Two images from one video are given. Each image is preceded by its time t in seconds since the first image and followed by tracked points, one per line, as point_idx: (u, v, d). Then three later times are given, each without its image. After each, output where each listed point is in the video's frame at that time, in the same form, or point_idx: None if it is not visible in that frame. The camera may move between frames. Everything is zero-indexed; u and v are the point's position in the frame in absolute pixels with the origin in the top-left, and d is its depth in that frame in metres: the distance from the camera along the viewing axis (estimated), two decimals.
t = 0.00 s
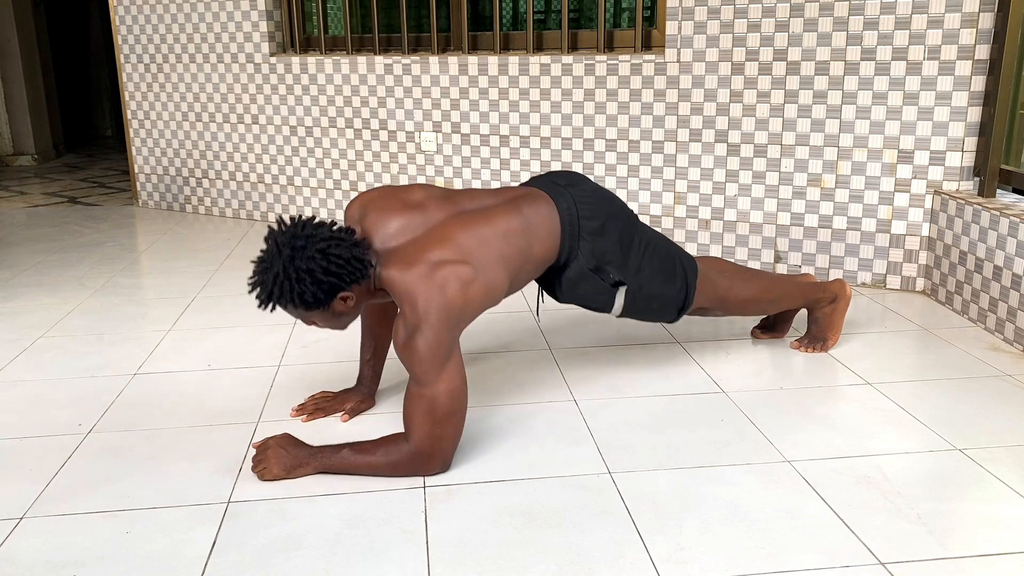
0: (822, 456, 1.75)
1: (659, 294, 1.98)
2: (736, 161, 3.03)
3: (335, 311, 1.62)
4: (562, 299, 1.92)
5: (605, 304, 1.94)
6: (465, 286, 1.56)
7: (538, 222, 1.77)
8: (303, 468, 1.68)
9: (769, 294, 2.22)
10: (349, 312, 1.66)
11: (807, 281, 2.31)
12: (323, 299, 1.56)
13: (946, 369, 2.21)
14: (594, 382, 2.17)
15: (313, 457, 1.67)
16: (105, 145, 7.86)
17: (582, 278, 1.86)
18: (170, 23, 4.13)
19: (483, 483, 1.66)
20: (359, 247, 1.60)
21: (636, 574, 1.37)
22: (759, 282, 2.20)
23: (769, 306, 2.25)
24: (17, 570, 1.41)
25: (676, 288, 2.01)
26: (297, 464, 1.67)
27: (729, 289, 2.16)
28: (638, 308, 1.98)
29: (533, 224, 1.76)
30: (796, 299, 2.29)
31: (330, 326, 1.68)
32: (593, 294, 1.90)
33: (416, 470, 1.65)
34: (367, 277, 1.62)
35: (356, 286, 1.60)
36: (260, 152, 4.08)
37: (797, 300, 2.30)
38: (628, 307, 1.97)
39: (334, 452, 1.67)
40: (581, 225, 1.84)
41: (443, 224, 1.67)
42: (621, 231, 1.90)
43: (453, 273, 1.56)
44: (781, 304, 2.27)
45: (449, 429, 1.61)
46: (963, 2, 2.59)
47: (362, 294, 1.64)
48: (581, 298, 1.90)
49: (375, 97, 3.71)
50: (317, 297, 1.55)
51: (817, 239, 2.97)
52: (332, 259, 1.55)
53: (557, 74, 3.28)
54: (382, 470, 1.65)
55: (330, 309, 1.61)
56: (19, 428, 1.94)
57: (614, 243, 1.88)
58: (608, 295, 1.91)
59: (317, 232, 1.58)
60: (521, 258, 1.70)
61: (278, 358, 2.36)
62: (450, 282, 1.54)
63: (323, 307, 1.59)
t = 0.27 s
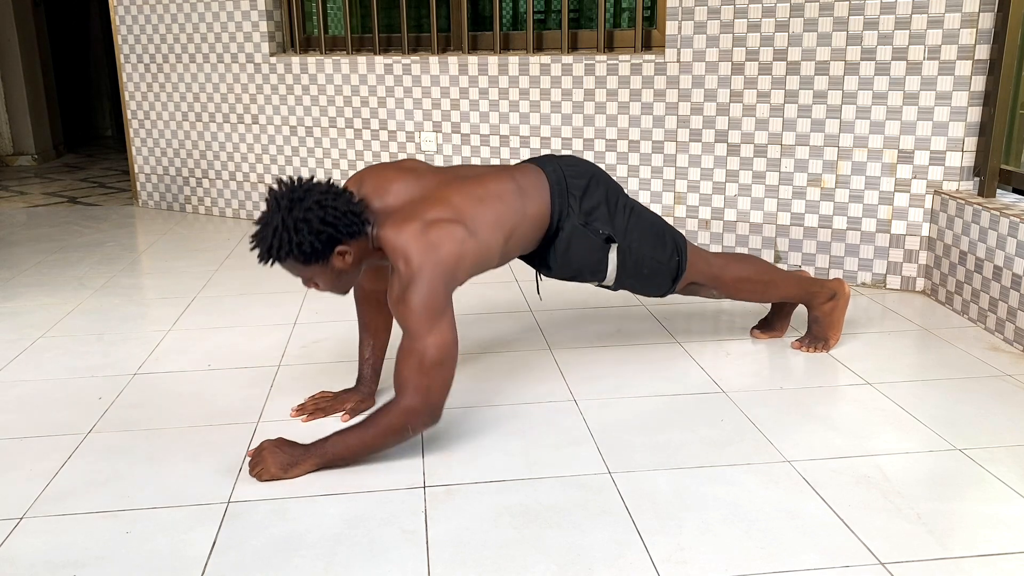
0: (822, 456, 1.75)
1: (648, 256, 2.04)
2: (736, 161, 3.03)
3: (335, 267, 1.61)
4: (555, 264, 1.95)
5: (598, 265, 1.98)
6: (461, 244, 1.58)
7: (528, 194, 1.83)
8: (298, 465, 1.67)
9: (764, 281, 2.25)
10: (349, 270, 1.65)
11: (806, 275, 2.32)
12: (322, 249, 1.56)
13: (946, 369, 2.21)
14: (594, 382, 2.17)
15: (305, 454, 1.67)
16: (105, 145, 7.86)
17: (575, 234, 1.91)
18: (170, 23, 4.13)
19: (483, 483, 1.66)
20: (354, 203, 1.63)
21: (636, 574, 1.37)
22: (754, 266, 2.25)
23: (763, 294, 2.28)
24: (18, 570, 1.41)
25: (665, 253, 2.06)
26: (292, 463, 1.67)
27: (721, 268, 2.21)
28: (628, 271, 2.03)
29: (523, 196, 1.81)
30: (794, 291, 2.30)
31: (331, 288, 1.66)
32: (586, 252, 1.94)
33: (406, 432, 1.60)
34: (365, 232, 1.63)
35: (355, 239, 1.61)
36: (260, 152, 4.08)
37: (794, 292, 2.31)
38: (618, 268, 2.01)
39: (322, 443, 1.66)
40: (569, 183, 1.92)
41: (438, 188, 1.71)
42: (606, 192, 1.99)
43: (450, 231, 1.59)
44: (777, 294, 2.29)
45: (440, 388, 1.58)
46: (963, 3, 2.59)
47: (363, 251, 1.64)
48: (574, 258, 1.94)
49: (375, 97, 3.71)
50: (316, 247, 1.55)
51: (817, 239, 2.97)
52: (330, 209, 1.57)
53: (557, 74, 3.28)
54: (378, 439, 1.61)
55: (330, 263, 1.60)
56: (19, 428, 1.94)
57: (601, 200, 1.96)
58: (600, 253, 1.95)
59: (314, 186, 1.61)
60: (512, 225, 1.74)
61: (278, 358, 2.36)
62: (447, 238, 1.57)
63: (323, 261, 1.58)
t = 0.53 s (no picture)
0: (822, 456, 1.75)
1: (649, 229, 2.04)
2: (736, 161, 3.03)
3: (349, 208, 1.63)
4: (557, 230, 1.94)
5: (601, 232, 1.98)
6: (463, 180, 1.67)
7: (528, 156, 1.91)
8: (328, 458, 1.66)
9: (760, 272, 2.26)
10: (361, 216, 1.66)
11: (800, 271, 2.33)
12: (337, 181, 1.58)
13: (946, 369, 2.20)
14: (593, 382, 2.17)
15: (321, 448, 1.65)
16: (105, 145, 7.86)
17: (576, 198, 1.93)
18: (170, 23, 4.13)
19: (483, 483, 1.66)
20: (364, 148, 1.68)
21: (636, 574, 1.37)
22: (750, 256, 2.25)
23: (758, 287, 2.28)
24: (18, 569, 1.41)
25: (666, 229, 2.07)
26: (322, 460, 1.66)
27: (717, 255, 2.22)
28: (631, 242, 2.03)
29: (524, 158, 1.89)
30: (788, 285, 2.30)
31: (341, 238, 1.67)
32: (589, 216, 1.95)
33: (432, 347, 1.55)
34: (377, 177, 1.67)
35: (368, 178, 1.64)
36: (260, 152, 4.08)
37: (788, 286, 2.31)
38: (621, 239, 2.01)
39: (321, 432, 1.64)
40: (567, 152, 1.97)
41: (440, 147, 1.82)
42: (603, 164, 2.03)
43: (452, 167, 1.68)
44: (771, 287, 2.29)
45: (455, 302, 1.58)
46: (963, 3, 2.59)
47: (374, 196, 1.67)
48: (577, 224, 1.94)
49: (375, 97, 3.71)
50: (333, 177, 1.57)
51: (817, 239, 2.97)
52: (343, 144, 1.61)
53: (557, 74, 3.28)
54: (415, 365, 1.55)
55: (344, 203, 1.62)
56: (19, 428, 1.94)
57: (599, 168, 2.00)
58: (602, 217, 1.96)
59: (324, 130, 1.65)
60: (514, 176, 1.82)
61: (278, 358, 2.37)
62: (450, 172, 1.66)
63: (337, 198, 1.60)
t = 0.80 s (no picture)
0: (822, 456, 1.75)
1: (656, 238, 2.04)
2: (736, 161, 3.03)
3: (340, 202, 1.65)
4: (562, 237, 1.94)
5: (607, 241, 1.98)
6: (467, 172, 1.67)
7: (531, 155, 1.91)
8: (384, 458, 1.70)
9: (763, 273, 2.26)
10: (354, 211, 1.68)
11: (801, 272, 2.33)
12: (326, 173, 1.60)
13: (946, 369, 2.20)
14: (594, 382, 2.17)
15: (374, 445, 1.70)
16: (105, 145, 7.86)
17: (583, 206, 1.93)
18: (170, 23, 4.13)
19: (483, 483, 1.66)
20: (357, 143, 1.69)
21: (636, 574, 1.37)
22: (753, 257, 2.25)
23: (761, 287, 2.28)
24: (17, 569, 1.41)
25: (673, 236, 2.07)
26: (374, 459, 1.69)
27: (722, 257, 2.21)
28: (637, 251, 2.03)
29: (526, 156, 1.89)
30: (791, 285, 2.31)
31: (334, 232, 1.69)
32: (595, 225, 1.95)
33: (448, 349, 1.63)
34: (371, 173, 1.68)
35: (359, 173, 1.65)
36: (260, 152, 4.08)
37: (790, 286, 2.31)
38: (627, 248, 2.01)
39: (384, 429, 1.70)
40: (574, 159, 1.97)
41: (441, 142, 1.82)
42: (610, 172, 2.03)
43: (454, 161, 1.67)
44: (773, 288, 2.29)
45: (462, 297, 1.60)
46: (963, 3, 2.59)
47: (368, 192, 1.67)
48: (584, 232, 1.94)
49: (375, 97, 3.70)
50: (321, 170, 1.59)
51: (817, 239, 2.97)
52: (334, 137, 1.63)
53: (557, 74, 3.28)
54: (434, 370, 1.65)
55: (335, 197, 1.64)
56: (19, 428, 1.94)
57: (606, 177, 2.00)
58: (609, 226, 1.97)
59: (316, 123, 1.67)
60: (516, 173, 1.82)
61: (278, 358, 2.37)
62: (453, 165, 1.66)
63: (327, 191, 1.62)
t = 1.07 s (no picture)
0: (821, 456, 1.75)
1: (666, 254, 2.03)
2: (736, 161, 3.03)
3: (336, 208, 1.64)
4: (570, 252, 1.94)
5: (616, 258, 1.98)
6: (466, 174, 1.66)
7: (537, 163, 1.91)
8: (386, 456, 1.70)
9: (771, 280, 2.25)
10: (351, 216, 1.67)
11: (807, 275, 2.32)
12: (320, 179, 1.59)
13: (946, 369, 2.20)
14: (593, 382, 2.17)
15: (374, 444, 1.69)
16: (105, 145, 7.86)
17: (593, 225, 1.92)
18: (170, 23, 4.13)
19: (483, 483, 1.66)
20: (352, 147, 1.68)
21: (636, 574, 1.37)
22: (761, 264, 2.24)
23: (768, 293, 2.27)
24: (17, 569, 1.41)
25: (682, 251, 2.06)
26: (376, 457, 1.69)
27: (731, 266, 2.20)
28: (645, 268, 2.03)
29: (531, 164, 1.89)
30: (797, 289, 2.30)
31: (333, 239, 1.68)
32: (604, 243, 1.95)
33: (444, 351, 1.63)
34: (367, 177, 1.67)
35: (354, 178, 1.64)
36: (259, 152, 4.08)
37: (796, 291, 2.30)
38: (636, 265, 2.01)
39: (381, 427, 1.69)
40: (586, 175, 1.95)
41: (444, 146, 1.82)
42: (623, 187, 2.01)
43: (454, 163, 1.67)
44: (781, 294, 2.29)
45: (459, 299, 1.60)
46: (963, 3, 2.59)
47: (366, 197, 1.67)
48: (592, 249, 1.94)
49: (375, 97, 3.70)
50: (314, 176, 1.58)
51: (817, 239, 2.97)
52: (326, 142, 1.62)
53: (557, 74, 3.28)
54: (431, 371, 1.64)
55: (331, 203, 1.63)
56: (19, 428, 1.94)
57: (618, 193, 1.98)
58: (619, 245, 1.96)
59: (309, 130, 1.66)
60: (518, 178, 1.81)
61: (278, 358, 2.36)
62: (453, 167, 1.65)
63: (322, 198, 1.61)
